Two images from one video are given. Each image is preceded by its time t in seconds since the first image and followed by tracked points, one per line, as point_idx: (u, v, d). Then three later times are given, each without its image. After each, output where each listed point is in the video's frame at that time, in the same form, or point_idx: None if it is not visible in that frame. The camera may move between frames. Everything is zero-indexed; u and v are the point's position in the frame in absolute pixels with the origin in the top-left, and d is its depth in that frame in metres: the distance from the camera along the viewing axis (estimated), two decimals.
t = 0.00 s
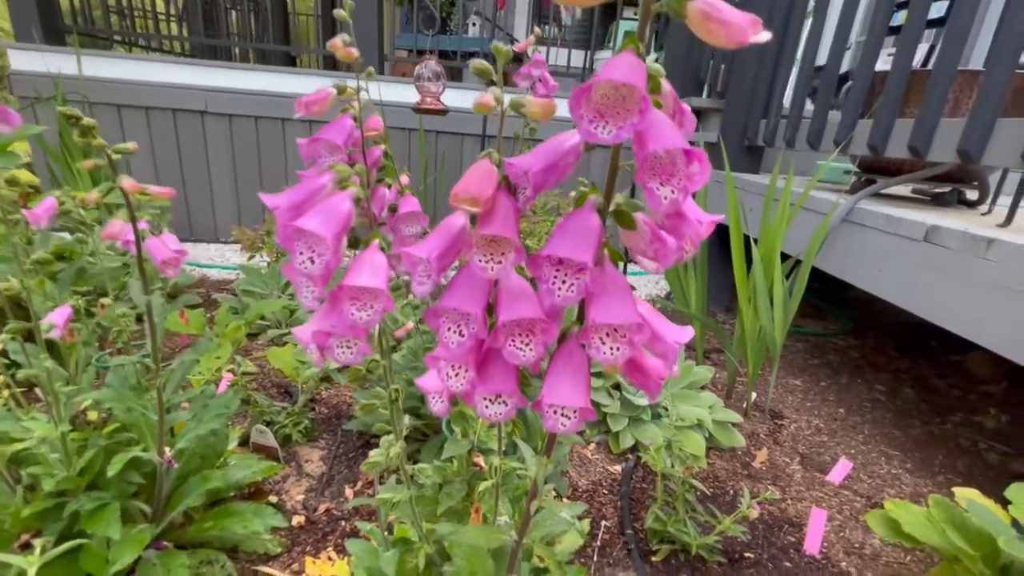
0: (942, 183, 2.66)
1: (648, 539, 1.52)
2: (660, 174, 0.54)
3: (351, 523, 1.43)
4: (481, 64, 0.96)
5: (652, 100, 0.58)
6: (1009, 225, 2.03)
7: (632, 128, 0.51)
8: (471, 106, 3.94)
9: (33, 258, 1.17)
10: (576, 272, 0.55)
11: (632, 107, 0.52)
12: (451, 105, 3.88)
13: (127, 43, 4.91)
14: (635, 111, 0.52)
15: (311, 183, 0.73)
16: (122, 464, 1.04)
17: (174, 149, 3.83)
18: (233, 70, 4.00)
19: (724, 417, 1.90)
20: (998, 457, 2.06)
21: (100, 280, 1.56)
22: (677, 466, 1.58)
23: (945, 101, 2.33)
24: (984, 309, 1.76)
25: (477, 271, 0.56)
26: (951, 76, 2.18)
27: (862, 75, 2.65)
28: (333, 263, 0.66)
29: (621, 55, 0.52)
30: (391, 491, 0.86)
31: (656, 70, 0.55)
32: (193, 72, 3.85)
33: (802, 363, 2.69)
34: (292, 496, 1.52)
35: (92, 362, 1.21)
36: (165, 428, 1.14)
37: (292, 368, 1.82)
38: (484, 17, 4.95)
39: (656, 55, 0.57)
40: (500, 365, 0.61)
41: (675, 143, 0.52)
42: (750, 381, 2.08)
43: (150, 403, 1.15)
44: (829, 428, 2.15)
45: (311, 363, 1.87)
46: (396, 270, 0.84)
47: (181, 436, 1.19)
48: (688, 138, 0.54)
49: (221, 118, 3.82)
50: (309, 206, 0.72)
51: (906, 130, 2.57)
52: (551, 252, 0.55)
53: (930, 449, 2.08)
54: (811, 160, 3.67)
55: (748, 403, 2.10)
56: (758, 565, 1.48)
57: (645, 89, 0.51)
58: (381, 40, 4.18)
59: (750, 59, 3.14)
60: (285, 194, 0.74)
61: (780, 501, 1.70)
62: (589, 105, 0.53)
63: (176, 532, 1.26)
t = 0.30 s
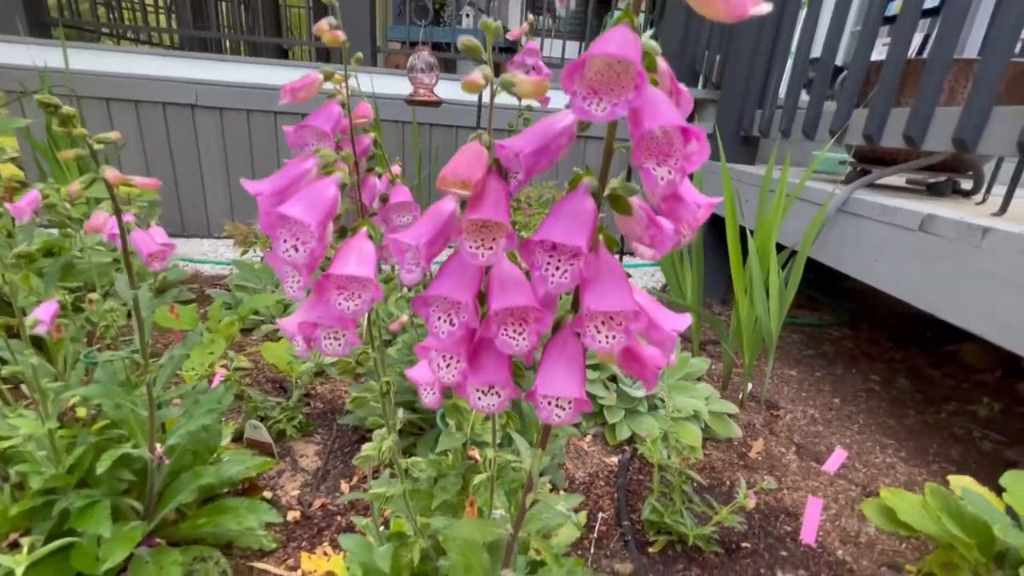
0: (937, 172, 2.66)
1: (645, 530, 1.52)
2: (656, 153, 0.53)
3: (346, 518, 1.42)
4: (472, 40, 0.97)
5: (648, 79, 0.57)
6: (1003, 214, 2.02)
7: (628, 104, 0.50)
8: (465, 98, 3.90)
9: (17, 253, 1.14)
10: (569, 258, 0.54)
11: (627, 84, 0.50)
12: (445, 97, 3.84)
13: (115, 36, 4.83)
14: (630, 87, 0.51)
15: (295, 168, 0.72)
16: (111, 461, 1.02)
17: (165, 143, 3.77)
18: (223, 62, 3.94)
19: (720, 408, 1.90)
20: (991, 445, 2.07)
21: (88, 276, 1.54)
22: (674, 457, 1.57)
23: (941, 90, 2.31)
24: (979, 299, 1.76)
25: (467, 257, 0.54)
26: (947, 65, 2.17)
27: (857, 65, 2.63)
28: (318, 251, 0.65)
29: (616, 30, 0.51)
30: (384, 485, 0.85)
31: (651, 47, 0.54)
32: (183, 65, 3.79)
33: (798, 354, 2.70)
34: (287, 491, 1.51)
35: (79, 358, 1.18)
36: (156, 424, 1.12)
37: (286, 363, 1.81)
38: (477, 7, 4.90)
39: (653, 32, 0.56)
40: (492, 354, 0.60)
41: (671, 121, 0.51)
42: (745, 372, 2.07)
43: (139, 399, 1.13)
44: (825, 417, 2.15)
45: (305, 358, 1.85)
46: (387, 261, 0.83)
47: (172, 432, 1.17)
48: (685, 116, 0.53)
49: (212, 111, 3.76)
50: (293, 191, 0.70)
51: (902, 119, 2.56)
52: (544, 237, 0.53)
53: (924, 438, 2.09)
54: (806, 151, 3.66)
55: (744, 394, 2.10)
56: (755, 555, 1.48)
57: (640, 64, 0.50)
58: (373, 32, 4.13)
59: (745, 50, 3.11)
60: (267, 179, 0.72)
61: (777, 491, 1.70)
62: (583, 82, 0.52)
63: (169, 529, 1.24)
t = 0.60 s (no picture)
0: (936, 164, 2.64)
1: (644, 524, 1.51)
2: (658, 131, 0.51)
3: (344, 514, 1.41)
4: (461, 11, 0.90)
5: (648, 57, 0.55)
6: (1003, 206, 2.01)
7: (626, 80, 0.48)
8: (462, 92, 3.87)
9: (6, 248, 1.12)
10: (567, 244, 0.53)
11: (626, 59, 0.49)
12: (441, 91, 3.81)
13: (108, 30, 4.78)
14: (629, 62, 0.49)
15: (281, 154, 0.69)
16: (102, 458, 1.01)
17: (160, 139, 3.72)
18: (217, 57, 3.90)
19: (719, 401, 1.90)
20: (989, 437, 2.07)
21: (81, 272, 1.52)
22: (673, 450, 1.57)
23: (940, 81, 2.30)
24: (979, 291, 1.75)
25: (460, 242, 0.53)
26: (946, 56, 2.15)
27: (856, 56, 2.61)
28: (304, 238, 0.63)
29: (614, 3, 0.49)
30: (379, 480, 0.84)
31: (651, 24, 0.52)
32: (177, 60, 3.75)
33: (796, 348, 2.69)
34: (283, 488, 1.49)
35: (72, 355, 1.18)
36: (148, 421, 1.11)
37: (283, 360, 1.79)
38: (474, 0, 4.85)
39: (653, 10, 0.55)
40: (486, 345, 0.58)
41: (673, 97, 0.49)
42: (744, 365, 2.06)
43: (131, 396, 1.12)
44: (824, 411, 2.15)
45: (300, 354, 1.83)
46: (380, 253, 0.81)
47: (165, 429, 1.16)
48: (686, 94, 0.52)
49: (207, 106, 3.72)
50: (278, 176, 0.68)
51: (901, 111, 2.54)
52: (541, 221, 0.52)
53: (922, 430, 2.09)
54: (805, 144, 3.64)
55: (742, 388, 2.09)
56: (754, 548, 1.48)
57: (640, 36, 0.48)
58: (368, 26, 4.09)
59: (743, 42, 3.09)
60: (251, 164, 0.70)
61: (776, 484, 1.70)
62: (579, 58, 0.50)
63: (164, 526, 1.23)
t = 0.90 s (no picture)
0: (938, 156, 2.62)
1: (641, 514, 1.52)
2: (640, 107, 0.51)
3: (342, 503, 1.42)
4: None
5: (633, 34, 0.55)
6: (1006, 196, 1.99)
7: (606, 53, 0.48)
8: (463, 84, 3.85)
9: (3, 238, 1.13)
10: (549, 224, 0.52)
11: (606, 32, 0.48)
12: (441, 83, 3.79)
13: (108, 23, 4.76)
14: (609, 36, 0.48)
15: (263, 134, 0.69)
16: (99, 446, 1.01)
17: (160, 132, 3.71)
18: (217, 49, 3.88)
19: (718, 393, 1.90)
20: (989, 428, 2.07)
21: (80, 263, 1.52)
22: (671, 441, 1.57)
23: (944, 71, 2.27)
24: (979, 281, 1.75)
25: (441, 222, 0.53)
26: (950, 45, 2.12)
27: (859, 46, 2.58)
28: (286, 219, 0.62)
29: None
30: (373, 467, 0.84)
31: None
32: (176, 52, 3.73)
33: (796, 340, 2.69)
34: (282, 477, 1.50)
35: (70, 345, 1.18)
36: (145, 409, 1.12)
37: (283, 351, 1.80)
38: None
39: None
40: (470, 326, 0.58)
41: (653, 71, 0.49)
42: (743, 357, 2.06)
43: (129, 385, 1.13)
44: (823, 403, 2.15)
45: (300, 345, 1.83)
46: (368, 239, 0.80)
47: (163, 418, 1.16)
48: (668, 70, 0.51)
49: (207, 99, 3.70)
50: (262, 156, 0.68)
51: (904, 102, 2.51)
52: (522, 199, 0.51)
53: (922, 422, 2.09)
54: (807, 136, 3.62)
55: (742, 380, 2.09)
56: (751, 538, 1.48)
57: (620, 9, 0.47)
58: (368, 17, 4.07)
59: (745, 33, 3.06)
60: (234, 144, 0.69)
61: (773, 475, 1.70)
62: (558, 31, 0.49)
63: (163, 514, 1.24)
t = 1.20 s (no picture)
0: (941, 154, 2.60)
1: (635, 506, 1.52)
2: (619, 77, 0.50)
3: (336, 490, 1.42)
4: None
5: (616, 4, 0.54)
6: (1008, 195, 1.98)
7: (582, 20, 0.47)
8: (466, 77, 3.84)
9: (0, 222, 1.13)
10: (529, 196, 0.52)
11: None
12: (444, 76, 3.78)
13: (111, 13, 4.75)
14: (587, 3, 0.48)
15: (244, 108, 0.65)
16: (93, 427, 1.02)
17: (163, 122, 3.71)
18: (220, 40, 3.87)
19: (715, 387, 1.90)
20: (986, 427, 2.07)
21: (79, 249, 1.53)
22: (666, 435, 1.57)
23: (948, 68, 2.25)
24: (976, 278, 1.75)
25: (421, 192, 0.53)
26: (955, 41, 2.11)
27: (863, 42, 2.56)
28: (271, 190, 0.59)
29: None
30: (363, 451, 0.84)
31: None
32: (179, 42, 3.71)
33: (796, 337, 2.68)
34: (278, 464, 1.51)
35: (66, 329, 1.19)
36: (141, 392, 1.12)
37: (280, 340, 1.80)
38: None
39: None
40: (452, 300, 0.58)
41: (632, 39, 0.49)
42: (742, 354, 2.06)
43: (124, 369, 1.13)
44: (821, 400, 2.14)
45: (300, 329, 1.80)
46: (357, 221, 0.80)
47: (158, 403, 1.17)
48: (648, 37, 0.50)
49: (210, 90, 3.70)
50: (243, 128, 0.65)
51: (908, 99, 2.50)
52: (502, 169, 0.51)
53: (919, 420, 2.08)
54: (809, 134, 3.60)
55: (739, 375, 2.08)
56: (744, 531, 1.49)
57: None
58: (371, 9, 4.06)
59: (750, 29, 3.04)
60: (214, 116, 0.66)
61: (769, 470, 1.70)
62: None
63: (158, 498, 1.25)
